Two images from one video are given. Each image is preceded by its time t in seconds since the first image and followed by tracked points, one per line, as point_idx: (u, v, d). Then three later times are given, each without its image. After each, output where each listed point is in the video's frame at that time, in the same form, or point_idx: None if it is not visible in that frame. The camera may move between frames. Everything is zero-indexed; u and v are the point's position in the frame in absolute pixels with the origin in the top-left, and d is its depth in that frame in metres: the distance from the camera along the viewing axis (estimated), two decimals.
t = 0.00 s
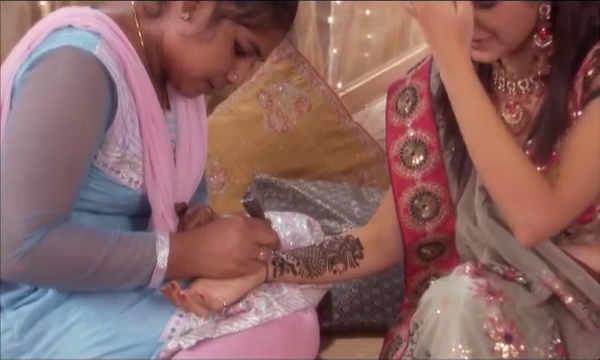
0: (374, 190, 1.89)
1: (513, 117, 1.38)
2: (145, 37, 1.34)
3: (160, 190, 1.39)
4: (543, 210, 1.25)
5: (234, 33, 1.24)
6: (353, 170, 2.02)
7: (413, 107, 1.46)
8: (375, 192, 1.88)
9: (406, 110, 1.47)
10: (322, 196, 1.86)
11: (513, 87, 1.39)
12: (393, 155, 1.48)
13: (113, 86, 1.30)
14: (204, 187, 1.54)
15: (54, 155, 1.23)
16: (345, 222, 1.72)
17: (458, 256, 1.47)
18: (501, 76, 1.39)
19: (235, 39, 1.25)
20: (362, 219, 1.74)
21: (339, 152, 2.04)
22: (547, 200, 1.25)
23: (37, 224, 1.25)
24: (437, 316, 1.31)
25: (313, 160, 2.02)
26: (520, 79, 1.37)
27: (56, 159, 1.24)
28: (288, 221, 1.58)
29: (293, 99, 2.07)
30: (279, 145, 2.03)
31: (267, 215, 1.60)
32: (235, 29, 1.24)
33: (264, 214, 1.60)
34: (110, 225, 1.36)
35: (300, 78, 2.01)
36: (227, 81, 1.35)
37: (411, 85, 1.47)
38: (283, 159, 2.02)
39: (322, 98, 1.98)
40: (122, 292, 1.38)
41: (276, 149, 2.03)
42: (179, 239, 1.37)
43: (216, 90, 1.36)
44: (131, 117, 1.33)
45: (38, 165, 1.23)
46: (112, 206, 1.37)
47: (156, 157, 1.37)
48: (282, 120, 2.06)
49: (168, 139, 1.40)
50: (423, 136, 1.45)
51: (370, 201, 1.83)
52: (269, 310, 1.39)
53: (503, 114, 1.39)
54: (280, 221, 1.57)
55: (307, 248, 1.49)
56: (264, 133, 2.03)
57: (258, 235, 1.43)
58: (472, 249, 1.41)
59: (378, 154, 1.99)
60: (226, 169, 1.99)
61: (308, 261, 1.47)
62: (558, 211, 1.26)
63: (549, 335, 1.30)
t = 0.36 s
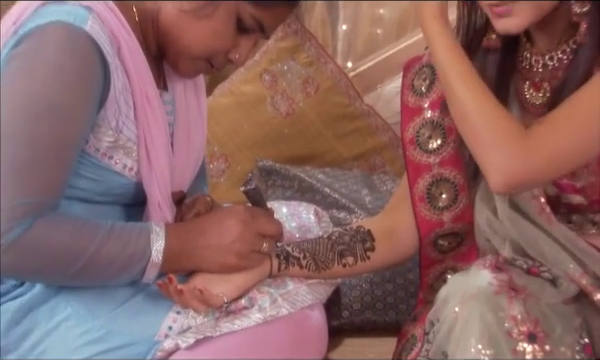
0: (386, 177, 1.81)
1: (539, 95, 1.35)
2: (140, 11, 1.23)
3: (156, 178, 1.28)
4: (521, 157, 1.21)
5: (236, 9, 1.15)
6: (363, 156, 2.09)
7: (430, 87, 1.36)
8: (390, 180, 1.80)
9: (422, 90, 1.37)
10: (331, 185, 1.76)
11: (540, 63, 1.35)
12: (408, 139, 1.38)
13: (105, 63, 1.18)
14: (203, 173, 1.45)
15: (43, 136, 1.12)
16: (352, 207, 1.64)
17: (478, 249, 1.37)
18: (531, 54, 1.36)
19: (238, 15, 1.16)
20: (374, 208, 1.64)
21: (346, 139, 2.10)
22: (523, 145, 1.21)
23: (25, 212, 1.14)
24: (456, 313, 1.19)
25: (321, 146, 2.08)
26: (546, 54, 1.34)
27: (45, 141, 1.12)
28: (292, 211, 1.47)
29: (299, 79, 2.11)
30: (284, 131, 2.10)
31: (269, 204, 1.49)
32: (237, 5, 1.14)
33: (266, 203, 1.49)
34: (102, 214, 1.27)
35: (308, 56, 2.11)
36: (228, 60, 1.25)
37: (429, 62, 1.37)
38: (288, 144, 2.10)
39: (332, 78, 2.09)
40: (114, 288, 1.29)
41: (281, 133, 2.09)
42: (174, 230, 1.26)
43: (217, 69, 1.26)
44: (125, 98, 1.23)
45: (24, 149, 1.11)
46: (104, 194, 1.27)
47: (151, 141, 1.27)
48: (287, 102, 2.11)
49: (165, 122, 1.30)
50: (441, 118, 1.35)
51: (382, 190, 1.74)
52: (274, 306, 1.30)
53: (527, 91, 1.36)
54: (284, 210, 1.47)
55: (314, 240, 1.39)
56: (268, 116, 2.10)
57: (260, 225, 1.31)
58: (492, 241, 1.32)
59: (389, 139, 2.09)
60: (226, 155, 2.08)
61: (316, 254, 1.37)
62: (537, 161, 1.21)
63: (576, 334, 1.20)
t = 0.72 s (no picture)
0: (401, 165, 1.71)
1: (560, 77, 1.27)
2: None
3: (151, 167, 1.18)
4: (557, 162, 1.12)
5: None
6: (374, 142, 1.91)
7: (445, 68, 1.26)
8: (406, 168, 1.70)
9: (437, 72, 1.26)
10: (341, 172, 1.66)
11: (560, 41, 1.28)
12: (423, 125, 1.27)
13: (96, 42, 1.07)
14: (202, 160, 1.35)
15: (28, 121, 1.01)
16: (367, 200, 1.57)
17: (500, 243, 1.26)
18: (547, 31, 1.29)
19: None
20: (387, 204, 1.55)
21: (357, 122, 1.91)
22: (558, 148, 1.13)
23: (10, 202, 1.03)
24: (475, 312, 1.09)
25: (330, 132, 1.90)
26: (567, 32, 1.27)
27: (32, 126, 1.02)
28: (299, 200, 1.36)
29: (306, 57, 1.91)
30: (290, 114, 1.90)
31: (272, 193, 1.38)
32: None
33: (268, 193, 1.39)
34: (91, 205, 1.17)
35: (316, 32, 1.93)
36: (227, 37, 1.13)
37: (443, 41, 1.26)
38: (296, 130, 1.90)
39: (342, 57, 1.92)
40: (106, 283, 1.19)
41: (286, 116, 1.90)
42: (170, 220, 1.16)
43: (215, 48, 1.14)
44: (116, 80, 1.12)
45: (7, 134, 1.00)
46: (91, 182, 1.17)
47: (146, 128, 1.17)
48: (294, 83, 1.91)
49: (161, 106, 1.20)
50: (458, 102, 1.24)
51: (396, 179, 1.65)
52: (280, 304, 1.20)
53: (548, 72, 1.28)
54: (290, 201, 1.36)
55: (323, 233, 1.31)
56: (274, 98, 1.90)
57: (262, 216, 1.21)
58: (517, 234, 1.21)
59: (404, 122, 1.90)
60: (226, 141, 1.89)
61: (323, 248, 1.29)
62: (574, 169, 1.12)
63: None
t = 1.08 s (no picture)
0: (418, 151, 1.60)
1: (585, 55, 1.09)
2: None
3: (147, 153, 1.09)
4: None
5: None
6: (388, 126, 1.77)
7: (463, 47, 1.18)
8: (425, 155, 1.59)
9: (455, 52, 1.19)
10: (354, 160, 1.57)
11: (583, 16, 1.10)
12: (440, 110, 1.19)
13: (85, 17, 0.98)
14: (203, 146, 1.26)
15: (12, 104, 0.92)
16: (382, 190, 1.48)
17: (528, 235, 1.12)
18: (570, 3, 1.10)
19: None
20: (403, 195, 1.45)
21: (374, 104, 1.78)
22: None
23: None
24: (500, 311, 0.94)
25: (342, 116, 1.78)
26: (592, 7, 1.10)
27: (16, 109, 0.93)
28: (307, 189, 1.28)
29: (313, 32, 1.81)
30: (298, 94, 1.79)
31: (276, 182, 1.29)
32: None
33: (272, 182, 1.30)
34: (81, 193, 1.09)
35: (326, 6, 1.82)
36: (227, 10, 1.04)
37: (462, 19, 1.20)
38: (307, 112, 1.79)
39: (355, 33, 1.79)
40: (99, 279, 1.10)
41: (294, 98, 1.79)
42: (165, 212, 1.06)
43: (216, 23, 1.05)
44: (108, 58, 1.04)
45: None
46: (82, 169, 1.08)
47: (140, 111, 1.08)
48: (302, 62, 1.80)
49: (157, 88, 1.11)
50: (478, 83, 1.15)
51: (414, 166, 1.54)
52: (285, 302, 1.11)
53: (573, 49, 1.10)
54: (297, 190, 1.27)
55: (333, 225, 1.20)
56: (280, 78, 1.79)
57: (265, 205, 1.12)
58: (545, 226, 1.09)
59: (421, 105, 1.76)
60: (228, 124, 1.79)
61: (333, 239, 1.18)
62: None
63: None
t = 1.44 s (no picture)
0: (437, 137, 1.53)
1: None
2: None
3: (141, 137, 1.01)
4: None
5: None
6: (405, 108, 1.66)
7: (489, 22, 1.03)
8: (443, 141, 1.51)
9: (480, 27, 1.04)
10: (366, 145, 1.49)
11: None
12: (462, 90, 1.04)
13: None
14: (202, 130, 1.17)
15: None
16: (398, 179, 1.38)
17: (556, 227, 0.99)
18: None
19: None
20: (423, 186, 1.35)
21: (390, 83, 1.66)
22: None
23: None
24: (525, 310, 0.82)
25: (353, 97, 1.66)
26: None
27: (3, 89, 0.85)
28: (315, 177, 1.19)
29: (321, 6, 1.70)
30: (306, 74, 1.67)
31: (281, 169, 1.21)
32: None
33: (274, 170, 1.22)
34: (69, 181, 1.00)
35: None
36: None
37: None
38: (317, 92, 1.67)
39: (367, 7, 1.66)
40: (89, 275, 1.01)
41: (301, 78, 1.67)
42: (159, 201, 0.96)
43: None
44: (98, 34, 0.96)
45: None
46: (71, 156, 1.00)
47: (135, 91, 0.99)
48: (311, 37, 1.67)
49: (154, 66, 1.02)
50: (505, 62, 1.01)
51: (433, 156, 1.47)
52: (293, 298, 1.02)
53: None
54: (305, 179, 1.19)
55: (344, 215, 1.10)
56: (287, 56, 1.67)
57: (268, 194, 1.01)
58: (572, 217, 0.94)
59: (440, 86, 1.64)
60: (230, 106, 1.66)
61: (345, 232, 1.06)
62: None
63: None
